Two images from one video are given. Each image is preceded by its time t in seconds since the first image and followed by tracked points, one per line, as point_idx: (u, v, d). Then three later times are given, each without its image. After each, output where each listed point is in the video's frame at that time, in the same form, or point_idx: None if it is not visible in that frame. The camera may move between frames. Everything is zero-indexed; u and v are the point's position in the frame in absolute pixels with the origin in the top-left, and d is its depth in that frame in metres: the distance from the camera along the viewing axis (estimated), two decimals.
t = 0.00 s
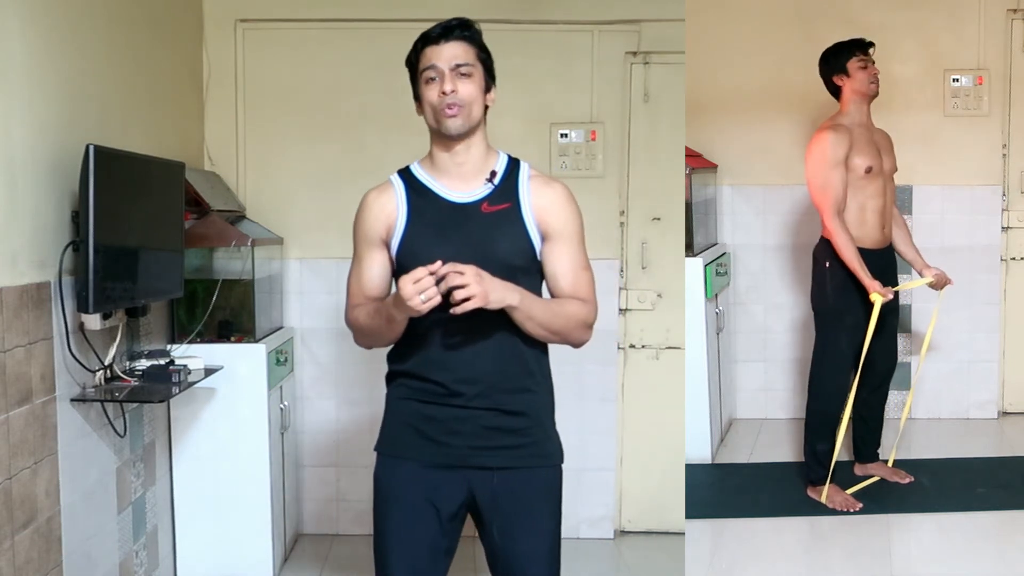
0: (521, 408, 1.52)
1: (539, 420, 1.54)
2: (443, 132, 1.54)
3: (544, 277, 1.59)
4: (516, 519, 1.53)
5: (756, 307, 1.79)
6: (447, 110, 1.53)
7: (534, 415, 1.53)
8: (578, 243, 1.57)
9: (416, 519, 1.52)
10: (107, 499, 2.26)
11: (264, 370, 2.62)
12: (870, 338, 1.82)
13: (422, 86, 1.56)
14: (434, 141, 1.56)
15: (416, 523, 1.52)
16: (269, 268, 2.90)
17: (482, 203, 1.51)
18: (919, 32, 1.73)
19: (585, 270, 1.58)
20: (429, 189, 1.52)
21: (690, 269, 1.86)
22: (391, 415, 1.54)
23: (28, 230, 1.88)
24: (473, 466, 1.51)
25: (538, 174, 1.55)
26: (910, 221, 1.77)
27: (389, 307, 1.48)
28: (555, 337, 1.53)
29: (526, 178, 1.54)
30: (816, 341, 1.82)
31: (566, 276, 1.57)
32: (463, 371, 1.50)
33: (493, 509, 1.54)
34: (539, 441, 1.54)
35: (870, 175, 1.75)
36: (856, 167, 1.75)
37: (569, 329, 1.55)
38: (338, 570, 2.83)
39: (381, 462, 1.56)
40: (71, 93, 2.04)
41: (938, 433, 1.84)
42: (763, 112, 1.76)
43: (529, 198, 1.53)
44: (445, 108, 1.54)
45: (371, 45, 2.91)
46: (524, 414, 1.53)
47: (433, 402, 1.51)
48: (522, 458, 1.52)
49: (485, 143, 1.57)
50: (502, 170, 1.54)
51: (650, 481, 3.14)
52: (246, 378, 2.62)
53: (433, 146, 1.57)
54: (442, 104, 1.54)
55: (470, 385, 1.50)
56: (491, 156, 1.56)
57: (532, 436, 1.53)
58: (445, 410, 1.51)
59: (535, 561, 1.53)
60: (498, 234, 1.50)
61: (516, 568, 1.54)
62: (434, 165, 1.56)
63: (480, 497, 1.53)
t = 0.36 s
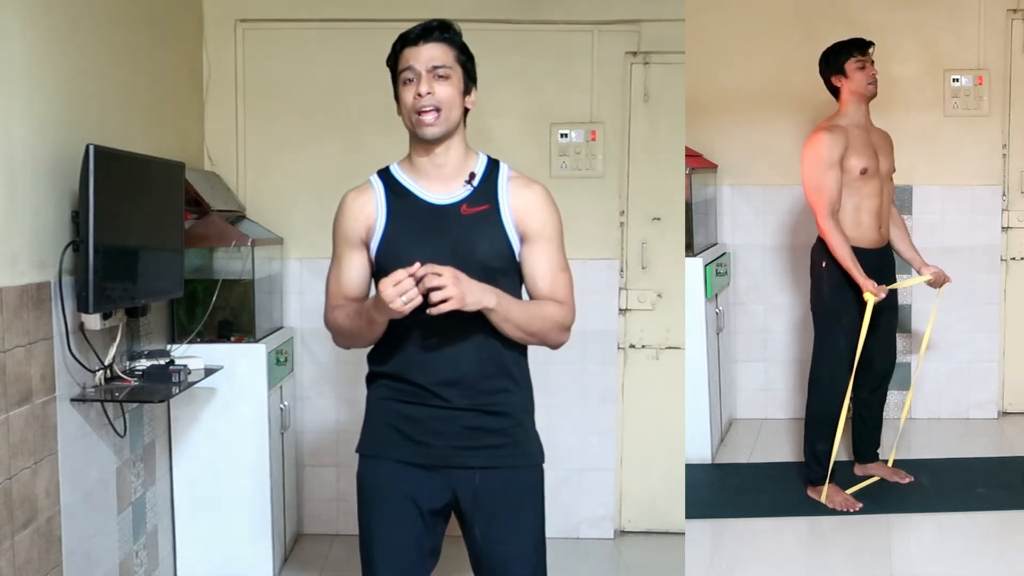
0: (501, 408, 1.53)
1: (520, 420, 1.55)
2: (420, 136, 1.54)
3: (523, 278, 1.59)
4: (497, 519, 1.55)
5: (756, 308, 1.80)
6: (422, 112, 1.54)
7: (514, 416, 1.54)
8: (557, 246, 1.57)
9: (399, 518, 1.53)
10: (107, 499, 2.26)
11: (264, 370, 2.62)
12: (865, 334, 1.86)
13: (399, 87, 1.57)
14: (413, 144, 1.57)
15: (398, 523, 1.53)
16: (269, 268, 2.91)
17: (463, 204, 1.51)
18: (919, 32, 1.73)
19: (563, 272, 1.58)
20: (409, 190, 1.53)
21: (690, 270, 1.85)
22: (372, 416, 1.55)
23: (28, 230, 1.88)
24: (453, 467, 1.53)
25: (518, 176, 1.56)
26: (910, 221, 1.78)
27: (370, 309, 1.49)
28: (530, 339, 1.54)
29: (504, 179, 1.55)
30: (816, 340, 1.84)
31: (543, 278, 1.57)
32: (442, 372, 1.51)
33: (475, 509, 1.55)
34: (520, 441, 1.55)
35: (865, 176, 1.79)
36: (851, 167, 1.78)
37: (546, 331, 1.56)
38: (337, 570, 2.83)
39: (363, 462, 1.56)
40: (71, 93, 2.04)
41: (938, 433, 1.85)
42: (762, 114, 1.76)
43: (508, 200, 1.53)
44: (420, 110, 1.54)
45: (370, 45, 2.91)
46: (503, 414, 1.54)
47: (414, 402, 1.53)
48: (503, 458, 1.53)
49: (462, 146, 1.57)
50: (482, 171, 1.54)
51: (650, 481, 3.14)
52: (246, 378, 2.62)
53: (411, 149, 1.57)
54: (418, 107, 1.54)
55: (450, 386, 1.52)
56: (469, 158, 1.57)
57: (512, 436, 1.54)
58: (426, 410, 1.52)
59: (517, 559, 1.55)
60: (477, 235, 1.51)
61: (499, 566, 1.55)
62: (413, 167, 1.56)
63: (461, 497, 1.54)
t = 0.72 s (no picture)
0: (496, 407, 1.54)
1: (514, 418, 1.56)
2: (421, 135, 1.53)
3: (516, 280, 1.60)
4: (493, 517, 1.55)
5: (756, 308, 1.80)
6: (426, 114, 1.52)
7: (508, 413, 1.55)
8: (550, 250, 1.59)
9: (395, 520, 1.52)
10: (108, 499, 2.26)
11: (265, 370, 2.62)
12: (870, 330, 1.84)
13: (405, 86, 1.55)
14: (413, 144, 1.55)
15: (395, 524, 1.52)
16: (269, 268, 2.90)
17: (462, 207, 1.51)
18: (919, 32, 1.73)
19: (555, 276, 1.60)
20: (407, 190, 1.51)
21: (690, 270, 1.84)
22: (366, 417, 1.54)
23: (28, 231, 1.88)
24: (450, 466, 1.52)
25: (514, 179, 1.56)
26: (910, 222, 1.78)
27: (371, 309, 1.47)
28: (525, 343, 1.55)
29: (502, 182, 1.55)
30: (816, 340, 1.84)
31: (536, 281, 1.58)
32: (438, 372, 1.51)
33: (471, 508, 1.55)
34: (515, 438, 1.56)
35: (864, 176, 1.79)
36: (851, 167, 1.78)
37: (539, 334, 1.57)
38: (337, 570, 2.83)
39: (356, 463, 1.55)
40: (71, 93, 2.03)
41: (938, 433, 1.85)
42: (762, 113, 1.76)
43: (506, 203, 1.54)
44: (425, 112, 1.53)
45: (370, 45, 2.91)
46: (498, 413, 1.54)
47: (410, 403, 1.52)
48: (499, 456, 1.54)
49: (463, 149, 1.56)
50: (481, 174, 1.54)
51: (650, 481, 3.14)
52: (246, 378, 2.62)
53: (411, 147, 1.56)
54: (423, 108, 1.53)
55: (446, 386, 1.51)
56: (468, 159, 1.56)
57: (507, 434, 1.55)
58: (423, 410, 1.51)
59: (514, 557, 1.55)
60: (476, 238, 1.50)
61: (495, 565, 1.55)
62: (412, 166, 1.55)
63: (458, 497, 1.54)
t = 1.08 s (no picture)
0: (511, 404, 1.54)
1: (528, 415, 1.57)
2: (442, 136, 1.54)
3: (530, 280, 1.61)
4: (508, 515, 1.55)
5: (756, 308, 1.80)
6: (449, 113, 1.53)
7: (523, 411, 1.56)
8: (564, 248, 1.60)
9: (410, 519, 1.52)
10: (107, 499, 2.26)
11: (265, 370, 2.62)
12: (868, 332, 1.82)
13: (426, 85, 1.56)
14: (431, 143, 1.55)
15: (410, 523, 1.52)
16: (269, 268, 2.90)
17: (478, 206, 1.52)
18: (920, 32, 1.73)
19: (569, 276, 1.61)
20: (423, 188, 1.51)
21: (690, 270, 1.87)
22: (380, 417, 1.54)
23: (28, 230, 1.88)
24: (464, 464, 1.52)
25: (529, 179, 1.58)
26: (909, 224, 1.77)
27: (390, 307, 1.46)
28: (540, 341, 1.56)
29: (518, 182, 1.56)
30: (814, 339, 1.82)
31: (550, 280, 1.59)
32: (454, 371, 1.51)
33: (485, 506, 1.54)
34: (529, 436, 1.56)
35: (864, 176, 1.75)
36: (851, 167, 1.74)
37: (554, 332, 1.58)
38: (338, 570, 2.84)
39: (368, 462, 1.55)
40: (71, 93, 2.03)
41: (938, 433, 1.84)
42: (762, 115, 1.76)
43: (521, 203, 1.55)
44: (448, 112, 1.54)
45: (371, 45, 2.91)
46: (513, 410, 1.55)
47: (425, 402, 1.52)
48: (514, 454, 1.54)
49: (481, 149, 1.57)
50: (497, 174, 1.56)
51: (650, 481, 3.14)
52: (246, 378, 2.62)
53: (430, 146, 1.56)
54: (445, 107, 1.54)
55: (461, 384, 1.52)
56: (485, 158, 1.57)
57: (522, 432, 1.55)
58: (437, 409, 1.51)
59: (530, 555, 1.55)
60: (493, 239, 1.51)
61: (510, 564, 1.55)
62: (429, 165, 1.55)
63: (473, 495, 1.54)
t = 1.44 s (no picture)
0: (542, 404, 1.52)
1: (558, 415, 1.54)
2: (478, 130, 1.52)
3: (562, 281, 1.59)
4: (536, 516, 1.54)
5: (756, 308, 1.81)
6: (487, 108, 1.51)
7: (554, 411, 1.54)
8: (595, 248, 1.58)
9: (438, 518, 1.51)
10: (107, 499, 2.26)
11: (264, 370, 2.62)
12: (863, 330, 1.79)
13: (466, 78, 1.54)
14: (467, 137, 1.54)
15: (437, 523, 1.51)
16: (269, 268, 2.90)
17: (511, 204, 1.50)
18: (921, 32, 1.73)
19: (602, 276, 1.59)
20: (457, 186, 1.50)
21: (690, 270, 1.87)
22: (410, 415, 1.52)
23: (29, 230, 1.88)
24: (494, 464, 1.51)
25: (562, 180, 1.56)
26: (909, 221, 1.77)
27: (424, 300, 1.43)
28: (574, 340, 1.54)
29: (549, 183, 1.55)
30: (813, 339, 1.81)
31: (582, 280, 1.58)
32: (485, 370, 1.49)
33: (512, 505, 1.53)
34: (559, 436, 1.54)
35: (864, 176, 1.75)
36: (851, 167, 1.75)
37: (587, 332, 1.56)
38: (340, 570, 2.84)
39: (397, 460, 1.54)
40: (71, 93, 2.03)
41: (938, 433, 1.83)
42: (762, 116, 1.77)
43: (554, 203, 1.53)
44: (486, 106, 1.52)
45: (372, 45, 2.91)
46: (543, 410, 1.53)
47: (455, 402, 1.50)
48: (544, 455, 1.52)
49: (515, 148, 1.56)
50: (530, 172, 1.54)
51: (650, 481, 3.14)
52: (246, 378, 2.62)
53: (465, 140, 1.54)
54: (484, 101, 1.52)
55: (492, 383, 1.49)
56: (519, 158, 1.56)
57: (552, 432, 1.53)
58: (467, 409, 1.49)
59: (555, 555, 1.55)
60: (526, 237, 1.50)
61: (536, 563, 1.54)
62: (463, 161, 1.54)
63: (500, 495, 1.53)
